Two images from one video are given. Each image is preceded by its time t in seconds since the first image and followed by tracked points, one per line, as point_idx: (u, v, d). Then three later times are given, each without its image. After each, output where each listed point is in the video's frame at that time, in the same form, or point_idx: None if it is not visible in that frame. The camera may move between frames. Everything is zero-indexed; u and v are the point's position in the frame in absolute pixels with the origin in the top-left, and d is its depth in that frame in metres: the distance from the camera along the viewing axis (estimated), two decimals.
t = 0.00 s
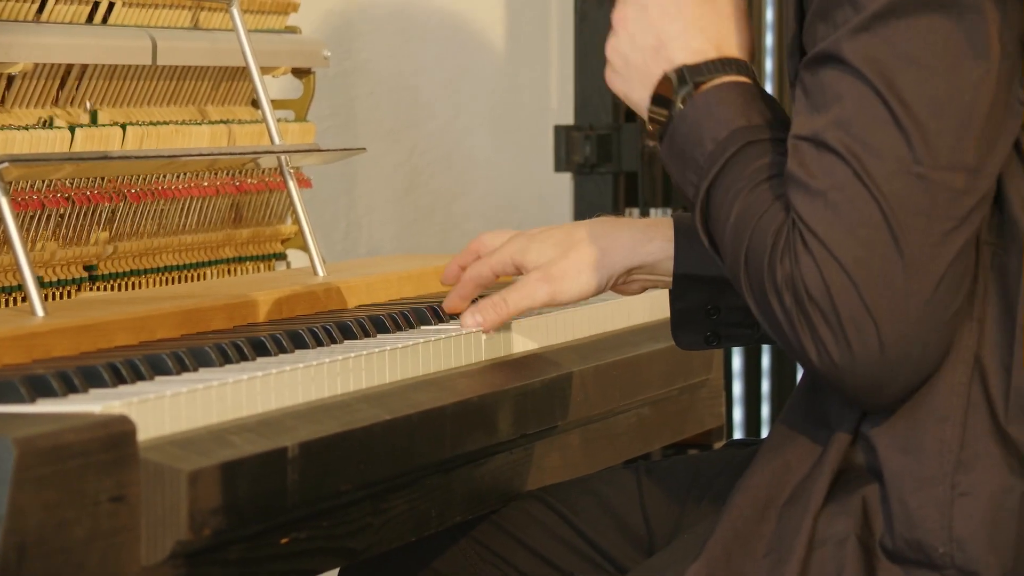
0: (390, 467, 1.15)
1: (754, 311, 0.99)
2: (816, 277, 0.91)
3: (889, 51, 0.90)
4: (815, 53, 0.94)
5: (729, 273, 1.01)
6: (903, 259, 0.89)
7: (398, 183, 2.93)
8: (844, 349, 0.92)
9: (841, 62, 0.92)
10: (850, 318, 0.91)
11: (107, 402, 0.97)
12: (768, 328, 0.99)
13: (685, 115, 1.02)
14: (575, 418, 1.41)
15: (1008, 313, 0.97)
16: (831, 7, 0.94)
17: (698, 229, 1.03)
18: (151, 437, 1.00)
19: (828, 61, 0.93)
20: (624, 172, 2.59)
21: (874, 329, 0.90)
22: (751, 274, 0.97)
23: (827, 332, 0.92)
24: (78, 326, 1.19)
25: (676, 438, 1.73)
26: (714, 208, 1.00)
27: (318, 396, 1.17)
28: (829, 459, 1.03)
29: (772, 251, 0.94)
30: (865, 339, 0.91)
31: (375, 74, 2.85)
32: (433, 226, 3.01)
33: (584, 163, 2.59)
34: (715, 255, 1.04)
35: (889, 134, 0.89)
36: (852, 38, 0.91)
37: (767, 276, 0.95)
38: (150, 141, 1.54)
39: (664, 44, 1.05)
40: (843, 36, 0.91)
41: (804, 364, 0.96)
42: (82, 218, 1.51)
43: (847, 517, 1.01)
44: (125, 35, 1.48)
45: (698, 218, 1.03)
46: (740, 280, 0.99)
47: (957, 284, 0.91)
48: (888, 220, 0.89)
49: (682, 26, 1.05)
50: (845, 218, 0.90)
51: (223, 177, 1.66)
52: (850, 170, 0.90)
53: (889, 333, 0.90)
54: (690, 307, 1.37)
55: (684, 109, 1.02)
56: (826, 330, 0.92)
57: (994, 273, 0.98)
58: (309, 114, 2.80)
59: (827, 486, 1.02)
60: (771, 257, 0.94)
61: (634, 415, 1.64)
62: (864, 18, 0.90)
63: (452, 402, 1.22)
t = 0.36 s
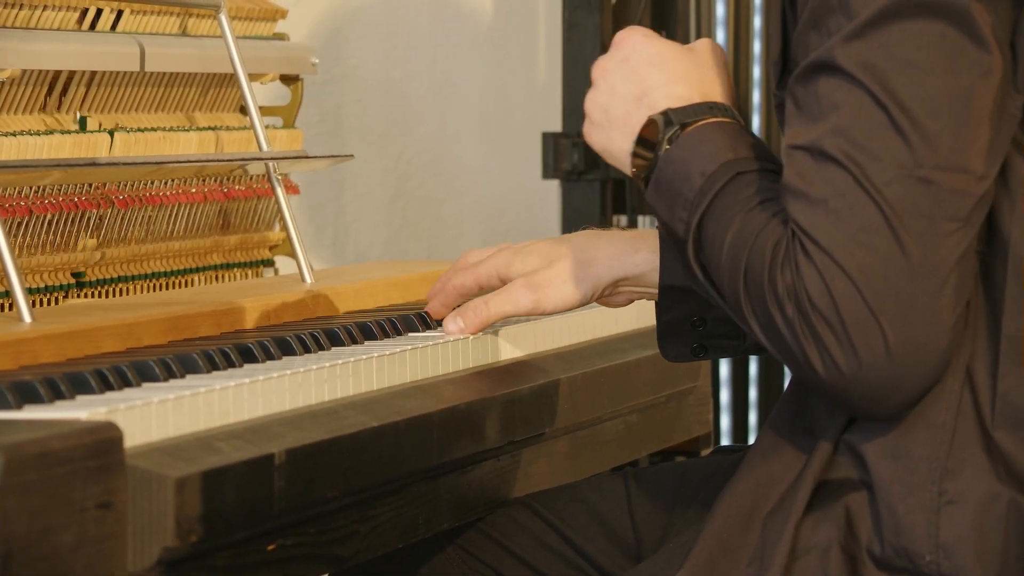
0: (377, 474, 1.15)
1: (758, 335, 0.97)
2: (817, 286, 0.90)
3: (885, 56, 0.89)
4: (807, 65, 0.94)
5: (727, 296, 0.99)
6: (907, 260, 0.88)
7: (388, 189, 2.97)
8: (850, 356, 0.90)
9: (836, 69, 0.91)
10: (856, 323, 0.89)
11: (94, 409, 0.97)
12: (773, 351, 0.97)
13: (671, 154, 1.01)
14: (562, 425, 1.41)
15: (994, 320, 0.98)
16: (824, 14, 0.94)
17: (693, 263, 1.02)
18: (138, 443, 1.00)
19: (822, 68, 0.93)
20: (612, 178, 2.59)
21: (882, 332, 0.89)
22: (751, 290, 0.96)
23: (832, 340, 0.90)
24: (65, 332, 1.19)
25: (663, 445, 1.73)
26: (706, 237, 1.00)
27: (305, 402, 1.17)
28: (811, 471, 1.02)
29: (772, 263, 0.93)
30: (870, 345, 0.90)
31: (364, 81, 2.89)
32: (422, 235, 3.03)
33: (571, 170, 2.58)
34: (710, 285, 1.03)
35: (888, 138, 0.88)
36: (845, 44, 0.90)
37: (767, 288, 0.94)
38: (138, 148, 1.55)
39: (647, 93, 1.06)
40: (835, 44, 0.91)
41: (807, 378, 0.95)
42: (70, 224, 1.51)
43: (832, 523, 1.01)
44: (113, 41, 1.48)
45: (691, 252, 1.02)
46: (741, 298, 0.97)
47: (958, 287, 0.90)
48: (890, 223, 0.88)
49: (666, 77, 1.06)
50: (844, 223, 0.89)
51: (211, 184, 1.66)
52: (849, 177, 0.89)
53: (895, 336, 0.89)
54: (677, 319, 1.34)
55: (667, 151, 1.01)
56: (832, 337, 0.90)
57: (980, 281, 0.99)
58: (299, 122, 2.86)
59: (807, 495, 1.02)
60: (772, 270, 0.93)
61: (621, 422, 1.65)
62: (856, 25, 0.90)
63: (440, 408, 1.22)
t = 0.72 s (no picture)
0: (375, 471, 1.15)
1: (726, 343, 0.96)
2: (813, 282, 0.90)
3: (880, 61, 0.91)
4: (799, 62, 0.94)
5: (676, 317, 0.98)
6: (896, 263, 0.90)
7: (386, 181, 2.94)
8: (842, 360, 0.91)
9: (829, 72, 0.93)
10: (849, 326, 0.90)
11: (90, 406, 0.97)
12: (737, 361, 0.96)
13: (553, 188, 1.02)
14: (558, 422, 1.41)
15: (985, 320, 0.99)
16: (813, 13, 0.95)
17: (619, 288, 1.00)
18: (134, 440, 1.00)
19: (814, 70, 0.94)
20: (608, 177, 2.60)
21: (873, 332, 0.90)
22: (722, 303, 0.95)
23: (824, 345, 0.90)
24: (61, 328, 1.19)
25: (659, 442, 1.72)
26: (637, 258, 0.99)
27: (301, 399, 1.17)
28: (811, 467, 1.03)
29: (752, 271, 0.93)
30: (862, 348, 0.90)
31: (361, 77, 2.92)
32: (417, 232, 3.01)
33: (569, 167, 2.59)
34: (632, 316, 1.01)
35: (879, 143, 0.90)
36: (839, 47, 0.92)
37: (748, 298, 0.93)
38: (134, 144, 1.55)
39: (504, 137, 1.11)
40: (829, 45, 0.92)
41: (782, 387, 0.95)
42: (68, 219, 1.51)
43: (828, 522, 1.01)
44: (111, 36, 1.48)
45: (615, 275, 1.00)
46: (704, 314, 0.96)
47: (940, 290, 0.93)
48: (878, 227, 0.89)
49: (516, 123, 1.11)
50: (834, 227, 0.90)
51: (208, 179, 1.66)
52: (840, 182, 0.90)
53: (886, 339, 0.90)
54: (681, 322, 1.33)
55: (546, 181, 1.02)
56: (824, 342, 0.90)
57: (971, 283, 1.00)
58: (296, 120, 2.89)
59: (807, 490, 1.02)
60: (754, 278, 0.93)
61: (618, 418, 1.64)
62: (849, 28, 0.91)
63: (438, 406, 1.22)
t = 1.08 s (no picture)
0: (375, 469, 1.15)
1: (701, 367, 0.98)
2: (791, 289, 0.94)
3: (863, 68, 0.93)
4: (785, 62, 0.97)
5: (633, 356, 1.01)
6: (872, 270, 0.93)
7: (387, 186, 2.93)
8: (821, 360, 0.95)
9: (812, 77, 0.95)
10: (827, 326, 0.94)
11: (91, 404, 0.97)
12: (712, 386, 0.99)
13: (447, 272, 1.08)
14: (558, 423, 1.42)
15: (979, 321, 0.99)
16: (800, 15, 0.97)
17: (556, 345, 1.04)
18: (136, 440, 1.00)
19: (799, 73, 0.96)
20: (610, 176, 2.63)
21: (853, 334, 0.94)
22: (691, 325, 0.99)
23: (806, 345, 0.94)
24: (63, 327, 1.19)
25: (660, 442, 1.72)
26: (569, 313, 1.03)
27: (304, 397, 1.18)
28: (812, 466, 1.03)
29: (726, 286, 0.97)
30: (839, 349, 0.94)
31: (362, 79, 2.84)
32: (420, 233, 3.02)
33: (570, 165, 2.61)
34: (573, 371, 1.04)
35: (853, 150, 0.93)
36: (825, 50, 0.94)
37: (721, 315, 0.97)
38: (136, 143, 1.55)
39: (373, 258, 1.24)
40: (814, 49, 0.94)
41: (761, 399, 0.98)
42: (69, 218, 1.52)
43: (829, 521, 1.01)
44: (112, 35, 1.48)
45: (548, 331, 1.04)
46: (666, 344, 1.00)
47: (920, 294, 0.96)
48: (852, 232, 0.93)
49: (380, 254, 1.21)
50: (808, 235, 0.94)
51: (209, 178, 1.66)
52: (816, 189, 0.94)
53: (864, 338, 0.94)
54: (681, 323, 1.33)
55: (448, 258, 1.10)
56: (806, 342, 0.94)
57: (965, 284, 1.00)
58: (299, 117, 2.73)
59: (808, 490, 1.02)
60: (728, 294, 0.97)
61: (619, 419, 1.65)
62: (835, 33, 0.93)
63: (438, 405, 1.23)
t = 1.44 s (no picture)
0: (378, 464, 1.15)
1: (704, 362, 0.98)
2: (793, 283, 0.94)
3: (865, 62, 0.93)
4: (788, 56, 0.97)
5: (637, 352, 1.01)
6: (873, 264, 0.93)
7: (388, 179, 2.98)
8: (823, 355, 0.95)
9: (815, 71, 0.95)
10: (829, 321, 0.94)
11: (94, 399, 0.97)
12: (715, 381, 0.99)
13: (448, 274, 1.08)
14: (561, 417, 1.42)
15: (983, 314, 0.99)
16: (803, 10, 0.97)
17: (559, 342, 1.04)
18: (139, 435, 1.00)
19: (802, 67, 0.96)
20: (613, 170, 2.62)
21: (855, 328, 0.94)
22: (694, 320, 0.98)
23: (807, 340, 0.94)
24: (66, 323, 1.19)
25: (661, 437, 1.72)
26: (573, 310, 1.03)
27: (306, 392, 1.18)
28: (815, 461, 1.03)
29: (728, 282, 0.97)
30: (842, 344, 0.94)
31: (363, 73, 2.90)
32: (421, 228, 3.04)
33: (573, 160, 2.61)
34: (579, 370, 1.04)
35: (855, 144, 0.93)
36: (827, 46, 0.94)
37: (723, 309, 0.97)
38: (138, 138, 1.55)
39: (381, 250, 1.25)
40: (817, 44, 0.94)
41: (765, 394, 0.97)
42: (72, 214, 1.51)
43: (831, 515, 1.01)
44: (116, 30, 1.48)
45: (552, 328, 1.04)
46: (670, 340, 0.99)
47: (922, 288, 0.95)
48: (853, 227, 0.93)
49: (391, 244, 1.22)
50: (809, 229, 0.94)
51: (212, 173, 1.66)
52: (818, 184, 0.94)
53: (865, 333, 0.94)
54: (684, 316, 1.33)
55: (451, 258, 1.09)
56: (808, 337, 0.94)
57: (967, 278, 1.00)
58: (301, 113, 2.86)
59: (812, 484, 1.02)
60: (729, 289, 0.97)
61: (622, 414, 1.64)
62: (837, 28, 0.93)
63: (441, 400, 1.23)
